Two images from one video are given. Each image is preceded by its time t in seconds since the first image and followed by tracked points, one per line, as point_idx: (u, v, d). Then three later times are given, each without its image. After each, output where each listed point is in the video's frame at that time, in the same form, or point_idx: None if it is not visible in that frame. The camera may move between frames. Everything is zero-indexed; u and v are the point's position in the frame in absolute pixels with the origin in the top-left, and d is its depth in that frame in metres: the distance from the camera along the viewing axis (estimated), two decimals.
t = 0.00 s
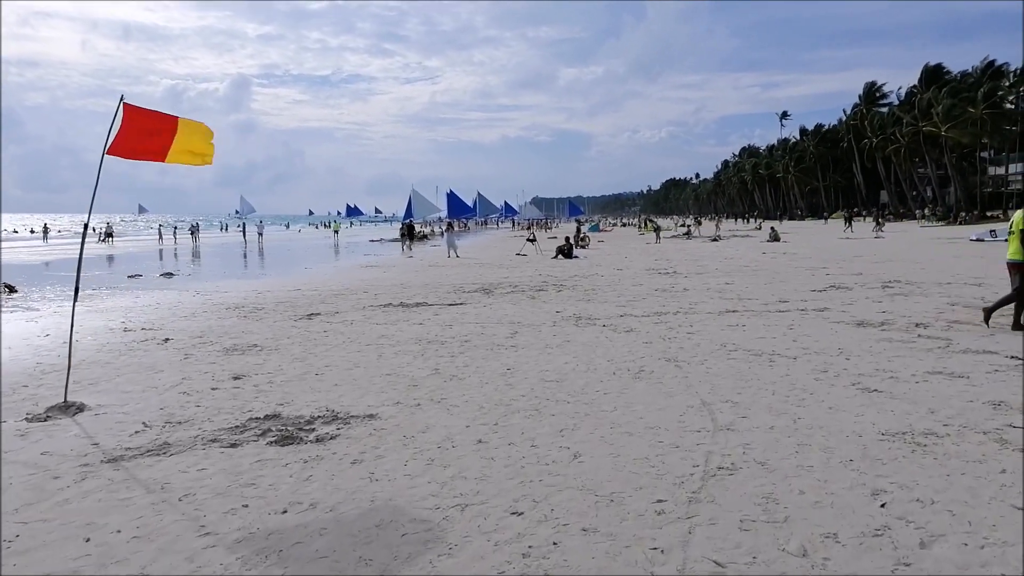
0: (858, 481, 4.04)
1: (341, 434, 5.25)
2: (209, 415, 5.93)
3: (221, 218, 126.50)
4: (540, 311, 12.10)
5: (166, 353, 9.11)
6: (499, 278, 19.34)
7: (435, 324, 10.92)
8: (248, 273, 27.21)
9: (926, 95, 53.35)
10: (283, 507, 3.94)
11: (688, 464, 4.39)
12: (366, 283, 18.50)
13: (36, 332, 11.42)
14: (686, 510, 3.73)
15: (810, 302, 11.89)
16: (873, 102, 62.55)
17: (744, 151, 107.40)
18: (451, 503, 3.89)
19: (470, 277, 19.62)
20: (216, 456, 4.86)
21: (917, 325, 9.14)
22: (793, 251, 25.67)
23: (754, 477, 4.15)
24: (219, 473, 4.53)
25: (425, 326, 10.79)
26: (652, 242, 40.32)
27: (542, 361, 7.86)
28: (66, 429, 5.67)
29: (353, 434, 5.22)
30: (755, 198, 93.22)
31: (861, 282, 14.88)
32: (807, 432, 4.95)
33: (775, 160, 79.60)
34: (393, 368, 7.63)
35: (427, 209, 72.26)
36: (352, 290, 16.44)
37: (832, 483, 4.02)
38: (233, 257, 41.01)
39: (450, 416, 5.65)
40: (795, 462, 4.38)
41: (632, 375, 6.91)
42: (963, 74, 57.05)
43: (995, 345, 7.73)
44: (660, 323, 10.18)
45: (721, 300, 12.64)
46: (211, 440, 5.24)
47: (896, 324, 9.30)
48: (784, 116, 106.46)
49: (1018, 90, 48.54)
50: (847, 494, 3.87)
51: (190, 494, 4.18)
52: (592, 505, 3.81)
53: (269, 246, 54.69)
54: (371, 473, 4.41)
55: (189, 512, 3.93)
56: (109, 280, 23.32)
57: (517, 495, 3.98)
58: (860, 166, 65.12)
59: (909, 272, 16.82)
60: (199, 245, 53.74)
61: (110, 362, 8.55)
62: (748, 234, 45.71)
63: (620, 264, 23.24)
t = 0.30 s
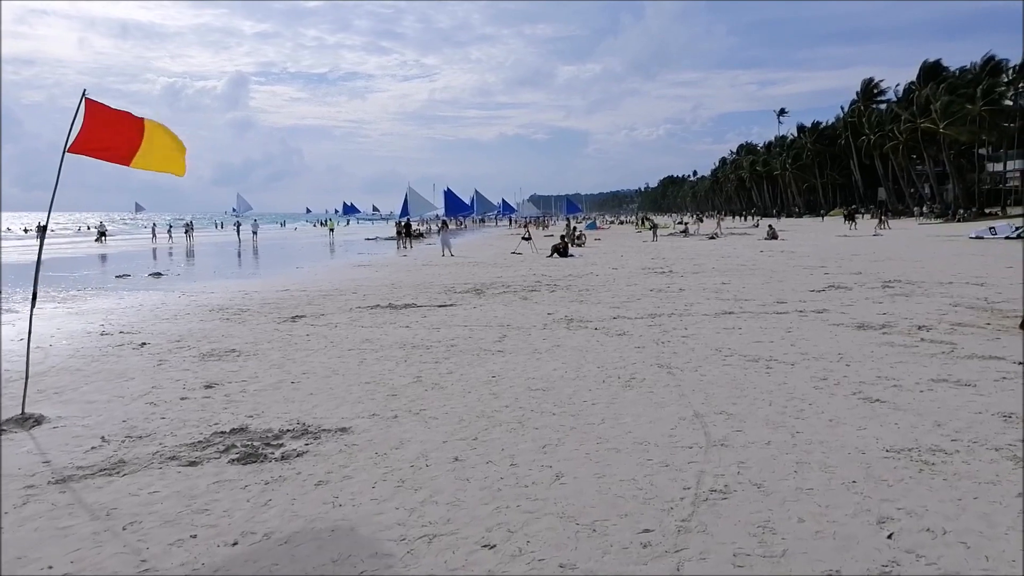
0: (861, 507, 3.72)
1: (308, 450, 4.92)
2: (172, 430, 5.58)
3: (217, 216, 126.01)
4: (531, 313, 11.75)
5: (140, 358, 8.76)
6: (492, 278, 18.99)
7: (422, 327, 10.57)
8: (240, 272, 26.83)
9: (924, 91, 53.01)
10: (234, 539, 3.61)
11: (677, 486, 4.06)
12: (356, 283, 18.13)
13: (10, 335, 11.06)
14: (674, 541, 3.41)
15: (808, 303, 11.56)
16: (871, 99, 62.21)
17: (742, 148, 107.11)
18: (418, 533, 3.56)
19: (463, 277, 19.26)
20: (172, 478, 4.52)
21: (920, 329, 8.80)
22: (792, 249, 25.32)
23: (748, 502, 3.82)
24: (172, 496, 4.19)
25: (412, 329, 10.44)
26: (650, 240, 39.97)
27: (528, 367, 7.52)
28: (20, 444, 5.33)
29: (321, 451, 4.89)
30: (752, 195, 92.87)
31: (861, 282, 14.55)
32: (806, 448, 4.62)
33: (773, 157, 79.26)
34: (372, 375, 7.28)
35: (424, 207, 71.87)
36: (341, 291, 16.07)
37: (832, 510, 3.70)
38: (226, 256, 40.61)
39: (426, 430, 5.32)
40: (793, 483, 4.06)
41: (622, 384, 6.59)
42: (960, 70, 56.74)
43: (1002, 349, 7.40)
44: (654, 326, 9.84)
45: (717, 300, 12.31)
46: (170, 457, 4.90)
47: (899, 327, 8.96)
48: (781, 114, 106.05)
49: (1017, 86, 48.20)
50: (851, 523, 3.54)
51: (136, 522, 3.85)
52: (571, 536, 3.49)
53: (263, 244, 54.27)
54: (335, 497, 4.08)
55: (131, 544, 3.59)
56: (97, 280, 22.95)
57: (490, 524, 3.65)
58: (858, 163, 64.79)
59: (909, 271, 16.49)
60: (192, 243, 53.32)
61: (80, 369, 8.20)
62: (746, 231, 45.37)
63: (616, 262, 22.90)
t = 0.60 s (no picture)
0: (868, 533, 3.37)
1: (270, 466, 4.56)
2: (129, 442, 5.22)
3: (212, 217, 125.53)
4: (522, 316, 11.40)
5: (111, 363, 8.40)
6: (484, 279, 18.64)
7: (408, 331, 10.21)
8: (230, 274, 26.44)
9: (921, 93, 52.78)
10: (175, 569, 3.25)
11: (666, 508, 3.71)
12: (345, 285, 17.77)
13: None
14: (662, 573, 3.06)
15: (807, 306, 11.24)
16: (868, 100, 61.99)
17: (739, 149, 106.96)
18: (378, 563, 3.22)
19: (454, 278, 18.90)
20: (119, 496, 4.16)
21: (924, 333, 8.47)
22: (789, 251, 25.01)
23: (744, 527, 3.47)
24: (116, 518, 3.83)
25: (397, 332, 10.09)
26: (646, 241, 39.65)
27: (514, 374, 7.16)
28: None
29: (284, 466, 4.53)
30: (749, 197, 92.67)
31: (861, 284, 14.23)
32: (808, 465, 4.27)
33: (770, 159, 79.06)
34: (350, 383, 6.92)
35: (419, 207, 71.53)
36: (328, 293, 15.71)
37: (837, 536, 3.35)
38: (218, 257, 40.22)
39: (400, 443, 4.96)
40: (794, 504, 3.71)
41: (612, 392, 6.24)
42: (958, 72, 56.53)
43: (1010, 356, 7.07)
44: (647, 330, 9.50)
45: (713, 303, 11.97)
46: (121, 473, 4.53)
47: (901, 331, 8.63)
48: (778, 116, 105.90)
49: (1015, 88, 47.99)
50: (858, 552, 3.19)
51: (70, 549, 3.48)
52: (548, 566, 3.14)
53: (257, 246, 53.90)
54: (293, 519, 3.72)
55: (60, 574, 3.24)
56: (83, 281, 22.56)
57: (459, 553, 3.30)
58: (855, 164, 64.58)
59: (909, 273, 16.17)
60: (186, 244, 52.88)
61: (45, 374, 7.83)
62: (743, 233, 45.07)
63: (611, 264, 22.59)
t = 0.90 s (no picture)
0: (875, 568, 3.05)
1: (227, 488, 4.22)
2: (80, 460, 4.86)
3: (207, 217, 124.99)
4: (510, 320, 11.07)
5: (79, 370, 8.03)
6: (475, 281, 18.30)
7: (392, 336, 9.86)
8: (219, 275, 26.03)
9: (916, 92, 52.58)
10: None
11: (653, 539, 3.39)
12: (333, 287, 17.41)
13: None
14: None
15: (803, 308, 10.92)
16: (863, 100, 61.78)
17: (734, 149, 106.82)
18: None
19: (445, 280, 18.57)
20: (58, 522, 3.81)
21: (924, 338, 8.16)
22: (785, 252, 24.73)
23: (738, 562, 3.14)
24: (49, 550, 3.48)
25: (380, 337, 9.75)
26: (641, 242, 39.37)
27: (497, 382, 6.83)
28: None
29: (243, 488, 4.19)
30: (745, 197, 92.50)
31: (858, 285, 13.93)
32: (807, 487, 3.94)
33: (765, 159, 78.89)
34: (324, 392, 6.58)
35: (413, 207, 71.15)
36: (314, 295, 15.35)
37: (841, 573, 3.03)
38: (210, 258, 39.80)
39: (370, 461, 4.62)
40: (793, 534, 3.39)
41: (599, 403, 5.91)
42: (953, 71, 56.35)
43: (1015, 362, 6.77)
44: (639, 335, 9.17)
45: (707, 306, 11.65)
46: (66, 496, 4.17)
47: (902, 337, 8.31)
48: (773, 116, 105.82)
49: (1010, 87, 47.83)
50: None
51: None
52: None
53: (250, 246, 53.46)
54: (243, 553, 3.38)
55: None
56: (68, 283, 22.15)
57: None
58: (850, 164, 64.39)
59: (907, 275, 15.89)
60: (177, 245, 52.42)
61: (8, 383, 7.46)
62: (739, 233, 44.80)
63: (604, 265, 22.28)
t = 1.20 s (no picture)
0: None
1: (178, 508, 3.91)
2: (27, 475, 4.54)
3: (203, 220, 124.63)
4: (498, 323, 10.77)
5: (46, 377, 7.71)
6: (466, 283, 18.00)
7: (375, 341, 9.54)
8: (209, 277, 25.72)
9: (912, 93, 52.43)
10: None
11: (634, 567, 3.09)
12: (321, 290, 17.11)
13: None
14: None
15: (799, 311, 10.64)
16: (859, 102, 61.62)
17: (730, 151, 106.70)
18: None
19: (435, 283, 18.27)
20: None
21: (925, 342, 7.87)
22: (781, 254, 24.44)
23: None
24: None
25: (363, 342, 9.44)
26: (636, 244, 39.09)
27: (479, 390, 6.52)
28: None
29: (195, 508, 3.89)
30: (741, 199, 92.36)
31: (855, 288, 13.65)
32: (805, 507, 3.63)
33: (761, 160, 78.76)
34: (297, 401, 6.26)
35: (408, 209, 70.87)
36: (301, 298, 15.04)
37: None
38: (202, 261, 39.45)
39: (336, 478, 4.31)
40: (787, 561, 3.09)
41: (584, 412, 5.60)
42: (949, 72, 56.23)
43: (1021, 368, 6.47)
44: (630, 339, 8.87)
45: (701, 309, 11.37)
46: (3, 517, 3.85)
47: (901, 340, 8.02)
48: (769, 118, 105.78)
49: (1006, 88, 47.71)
50: None
51: None
52: None
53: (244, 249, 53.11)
54: None
55: None
56: (55, 286, 21.82)
57: None
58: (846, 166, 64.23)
59: (904, 277, 15.62)
60: (169, 248, 52.06)
61: None
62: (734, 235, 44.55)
63: (598, 267, 21.99)
